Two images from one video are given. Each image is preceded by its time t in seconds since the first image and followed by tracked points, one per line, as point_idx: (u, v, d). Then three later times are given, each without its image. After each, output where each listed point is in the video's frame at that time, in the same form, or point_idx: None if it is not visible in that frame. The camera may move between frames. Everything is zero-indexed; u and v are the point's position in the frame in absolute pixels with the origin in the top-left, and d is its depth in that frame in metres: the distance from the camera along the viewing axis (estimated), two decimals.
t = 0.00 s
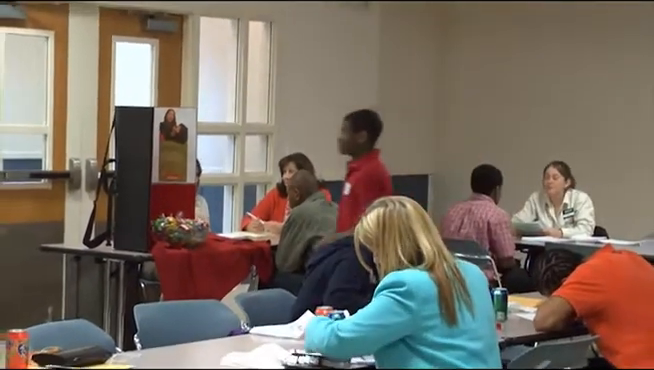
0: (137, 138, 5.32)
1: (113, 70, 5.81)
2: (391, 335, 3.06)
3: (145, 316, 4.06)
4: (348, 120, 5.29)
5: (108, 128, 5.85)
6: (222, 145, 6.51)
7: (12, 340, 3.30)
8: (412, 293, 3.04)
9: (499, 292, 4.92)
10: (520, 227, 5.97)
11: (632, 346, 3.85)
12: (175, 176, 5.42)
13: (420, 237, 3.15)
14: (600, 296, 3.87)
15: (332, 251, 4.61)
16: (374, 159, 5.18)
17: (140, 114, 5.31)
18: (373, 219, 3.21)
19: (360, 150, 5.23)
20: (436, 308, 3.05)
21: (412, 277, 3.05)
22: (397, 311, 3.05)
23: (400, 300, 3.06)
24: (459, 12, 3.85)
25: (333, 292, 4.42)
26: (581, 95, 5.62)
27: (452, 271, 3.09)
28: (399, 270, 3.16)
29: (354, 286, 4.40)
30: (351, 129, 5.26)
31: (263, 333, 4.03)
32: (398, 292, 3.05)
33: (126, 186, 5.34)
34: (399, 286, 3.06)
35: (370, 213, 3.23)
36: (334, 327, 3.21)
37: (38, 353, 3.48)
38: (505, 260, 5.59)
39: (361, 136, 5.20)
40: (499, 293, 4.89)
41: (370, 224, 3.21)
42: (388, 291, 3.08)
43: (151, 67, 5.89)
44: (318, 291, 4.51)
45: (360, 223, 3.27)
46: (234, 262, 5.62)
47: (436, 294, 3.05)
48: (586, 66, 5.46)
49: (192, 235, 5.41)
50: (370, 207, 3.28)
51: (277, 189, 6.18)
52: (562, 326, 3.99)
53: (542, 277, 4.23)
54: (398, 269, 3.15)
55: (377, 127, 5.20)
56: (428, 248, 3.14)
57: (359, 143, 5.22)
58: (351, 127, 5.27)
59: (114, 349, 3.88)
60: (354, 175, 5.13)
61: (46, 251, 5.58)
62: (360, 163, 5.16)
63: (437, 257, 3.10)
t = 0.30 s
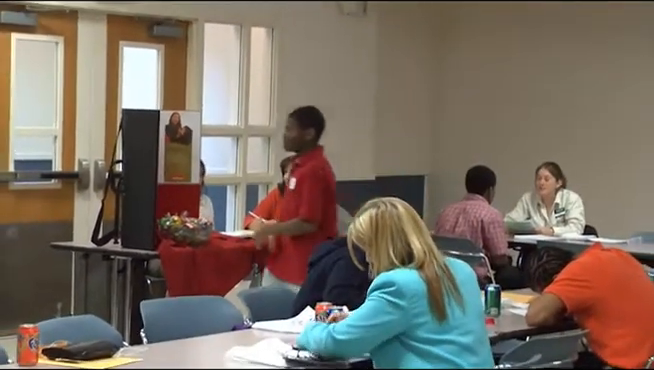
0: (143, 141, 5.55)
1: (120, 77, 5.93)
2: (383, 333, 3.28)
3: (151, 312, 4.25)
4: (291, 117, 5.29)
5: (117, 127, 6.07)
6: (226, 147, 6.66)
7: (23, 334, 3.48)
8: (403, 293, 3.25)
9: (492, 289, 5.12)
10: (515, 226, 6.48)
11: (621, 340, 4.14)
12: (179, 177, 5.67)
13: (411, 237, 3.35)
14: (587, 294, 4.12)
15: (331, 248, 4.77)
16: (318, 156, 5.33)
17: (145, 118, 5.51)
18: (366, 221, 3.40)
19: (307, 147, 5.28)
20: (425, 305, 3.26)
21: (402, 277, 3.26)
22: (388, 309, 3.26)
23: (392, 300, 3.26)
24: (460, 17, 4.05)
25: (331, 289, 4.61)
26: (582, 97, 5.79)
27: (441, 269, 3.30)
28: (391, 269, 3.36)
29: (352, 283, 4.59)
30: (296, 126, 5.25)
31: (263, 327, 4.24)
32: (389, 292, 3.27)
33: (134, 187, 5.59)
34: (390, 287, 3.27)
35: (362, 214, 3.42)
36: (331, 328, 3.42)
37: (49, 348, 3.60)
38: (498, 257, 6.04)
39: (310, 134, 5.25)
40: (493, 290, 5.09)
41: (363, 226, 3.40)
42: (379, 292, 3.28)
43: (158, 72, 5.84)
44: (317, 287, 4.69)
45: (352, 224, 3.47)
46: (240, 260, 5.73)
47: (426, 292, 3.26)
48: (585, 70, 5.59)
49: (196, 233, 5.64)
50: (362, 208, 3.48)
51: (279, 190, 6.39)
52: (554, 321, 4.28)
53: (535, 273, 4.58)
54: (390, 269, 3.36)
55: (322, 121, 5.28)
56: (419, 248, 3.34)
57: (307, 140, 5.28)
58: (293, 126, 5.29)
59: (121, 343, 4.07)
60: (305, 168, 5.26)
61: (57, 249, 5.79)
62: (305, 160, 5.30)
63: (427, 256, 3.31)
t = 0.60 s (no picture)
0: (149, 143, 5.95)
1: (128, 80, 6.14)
2: (376, 329, 3.52)
3: (156, 309, 4.44)
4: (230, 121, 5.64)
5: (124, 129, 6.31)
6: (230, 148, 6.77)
7: (34, 329, 3.62)
8: (394, 291, 3.49)
9: (486, 285, 5.33)
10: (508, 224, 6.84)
11: (610, 335, 4.44)
12: (183, 177, 6.05)
13: (399, 238, 3.60)
14: (576, 291, 4.45)
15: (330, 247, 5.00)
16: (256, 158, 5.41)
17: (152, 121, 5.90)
18: (355, 225, 3.64)
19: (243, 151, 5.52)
20: (416, 302, 3.51)
21: (393, 275, 3.51)
22: (381, 308, 3.49)
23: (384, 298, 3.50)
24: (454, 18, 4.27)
25: (330, 287, 4.79)
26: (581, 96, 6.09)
27: (429, 266, 3.56)
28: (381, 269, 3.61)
29: (349, 281, 4.76)
30: (236, 129, 5.64)
31: (266, 323, 4.45)
32: (380, 290, 3.50)
33: (142, 187, 5.99)
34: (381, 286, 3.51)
35: (352, 219, 3.67)
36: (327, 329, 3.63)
37: (59, 342, 3.74)
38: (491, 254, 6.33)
39: (248, 137, 5.46)
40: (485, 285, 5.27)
41: (353, 229, 3.65)
42: (371, 291, 3.52)
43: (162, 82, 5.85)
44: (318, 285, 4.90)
45: (342, 228, 3.71)
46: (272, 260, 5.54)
47: (417, 289, 3.51)
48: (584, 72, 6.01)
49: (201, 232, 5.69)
50: (351, 212, 3.72)
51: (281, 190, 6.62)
52: (543, 318, 4.56)
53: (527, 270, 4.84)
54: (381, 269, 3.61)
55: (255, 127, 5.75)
56: (407, 248, 3.59)
57: (243, 142, 5.65)
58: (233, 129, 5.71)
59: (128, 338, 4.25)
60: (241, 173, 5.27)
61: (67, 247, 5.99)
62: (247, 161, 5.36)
63: (415, 256, 3.55)
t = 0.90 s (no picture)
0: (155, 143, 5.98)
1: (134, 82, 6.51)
2: (373, 325, 3.57)
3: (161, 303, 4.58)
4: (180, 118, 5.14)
5: (131, 130, 6.52)
6: (233, 146, 7.01)
7: (44, 324, 3.69)
8: (389, 288, 3.54)
9: (481, 282, 5.50)
10: (502, 223, 6.80)
11: (602, 330, 4.42)
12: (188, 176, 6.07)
13: (392, 238, 3.65)
14: (568, 287, 4.41)
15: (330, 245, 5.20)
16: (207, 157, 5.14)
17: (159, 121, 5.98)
18: (349, 226, 3.70)
19: (195, 149, 5.16)
20: (412, 298, 3.56)
21: (386, 273, 3.56)
22: (378, 304, 3.55)
23: (380, 295, 3.55)
24: (450, 16, 4.52)
25: (331, 281, 4.95)
26: (581, 97, 6.88)
27: (424, 264, 3.60)
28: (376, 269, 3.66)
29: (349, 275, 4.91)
30: (187, 128, 5.15)
31: (268, 318, 4.62)
32: (376, 287, 3.55)
33: (147, 185, 5.98)
34: (377, 283, 3.56)
35: (345, 221, 3.72)
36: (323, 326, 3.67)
37: (68, 337, 3.81)
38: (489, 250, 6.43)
39: (198, 135, 5.16)
40: (481, 282, 5.40)
41: (347, 231, 3.70)
42: (368, 289, 3.57)
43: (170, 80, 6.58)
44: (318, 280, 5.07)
45: (336, 230, 3.76)
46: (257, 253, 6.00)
47: (412, 286, 3.56)
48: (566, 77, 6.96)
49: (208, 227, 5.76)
50: (345, 215, 3.77)
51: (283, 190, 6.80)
52: (538, 312, 4.58)
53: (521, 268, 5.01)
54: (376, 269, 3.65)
55: (208, 129, 5.21)
56: (400, 247, 3.64)
57: (196, 141, 5.16)
58: (181, 127, 5.16)
59: (136, 333, 4.32)
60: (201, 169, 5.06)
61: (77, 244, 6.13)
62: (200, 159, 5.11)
63: (409, 254, 3.60)
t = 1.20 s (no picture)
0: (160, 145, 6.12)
1: (139, 83, 6.79)
2: (371, 320, 3.65)
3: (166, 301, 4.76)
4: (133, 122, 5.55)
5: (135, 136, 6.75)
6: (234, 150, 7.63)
7: (53, 319, 3.78)
8: (385, 284, 3.64)
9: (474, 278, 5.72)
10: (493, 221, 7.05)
11: (590, 324, 4.61)
12: (192, 177, 6.34)
13: (387, 239, 3.76)
14: (557, 284, 4.62)
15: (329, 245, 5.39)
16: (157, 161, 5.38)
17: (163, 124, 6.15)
18: (346, 229, 3.79)
19: (147, 149, 5.45)
20: (407, 294, 3.66)
21: (382, 270, 3.66)
22: (375, 300, 3.63)
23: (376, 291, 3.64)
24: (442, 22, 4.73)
25: (330, 278, 5.15)
26: (550, 105, 8.05)
27: (418, 262, 3.72)
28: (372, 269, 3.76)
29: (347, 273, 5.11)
30: (138, 130, 5.52)
31: (269, 314, 4.85)
32: (372, 284, 3.65)
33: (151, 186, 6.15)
34: (373, 281, 3.65)
35: (342, 224, 3.81)
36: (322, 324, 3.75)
37: (75, 331, 3.91)
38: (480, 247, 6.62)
39: (148, 137, 5.50)
40: (474, 279, 5.61)
41: (344, 234, 3.79)
42: (364, 287, 3.66)
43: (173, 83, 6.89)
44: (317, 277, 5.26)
45: (334, 234, 3.86)
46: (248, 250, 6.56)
47: (407, 283, 3.67)
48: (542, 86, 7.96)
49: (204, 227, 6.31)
50: (342, 218, 3.87)
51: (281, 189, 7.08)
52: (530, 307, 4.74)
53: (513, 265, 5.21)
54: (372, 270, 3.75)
55: (156, 129, 5.67)
56: (396, 248, 3.74)
57: (147, 143, 5.48)
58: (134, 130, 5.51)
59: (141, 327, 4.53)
60: (153, 169, 5.30)
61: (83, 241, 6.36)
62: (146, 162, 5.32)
63: (404, 253, 3.71)
